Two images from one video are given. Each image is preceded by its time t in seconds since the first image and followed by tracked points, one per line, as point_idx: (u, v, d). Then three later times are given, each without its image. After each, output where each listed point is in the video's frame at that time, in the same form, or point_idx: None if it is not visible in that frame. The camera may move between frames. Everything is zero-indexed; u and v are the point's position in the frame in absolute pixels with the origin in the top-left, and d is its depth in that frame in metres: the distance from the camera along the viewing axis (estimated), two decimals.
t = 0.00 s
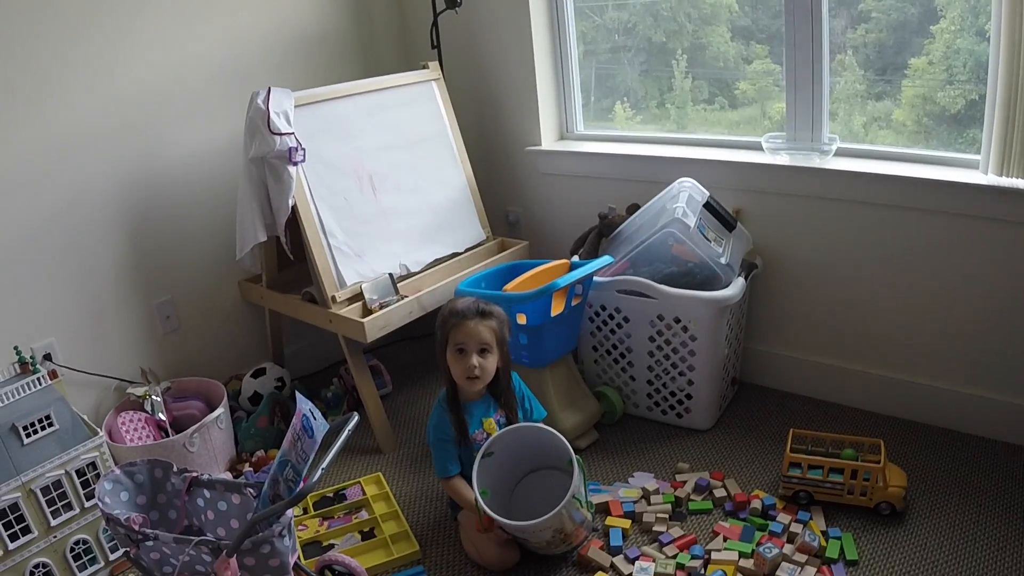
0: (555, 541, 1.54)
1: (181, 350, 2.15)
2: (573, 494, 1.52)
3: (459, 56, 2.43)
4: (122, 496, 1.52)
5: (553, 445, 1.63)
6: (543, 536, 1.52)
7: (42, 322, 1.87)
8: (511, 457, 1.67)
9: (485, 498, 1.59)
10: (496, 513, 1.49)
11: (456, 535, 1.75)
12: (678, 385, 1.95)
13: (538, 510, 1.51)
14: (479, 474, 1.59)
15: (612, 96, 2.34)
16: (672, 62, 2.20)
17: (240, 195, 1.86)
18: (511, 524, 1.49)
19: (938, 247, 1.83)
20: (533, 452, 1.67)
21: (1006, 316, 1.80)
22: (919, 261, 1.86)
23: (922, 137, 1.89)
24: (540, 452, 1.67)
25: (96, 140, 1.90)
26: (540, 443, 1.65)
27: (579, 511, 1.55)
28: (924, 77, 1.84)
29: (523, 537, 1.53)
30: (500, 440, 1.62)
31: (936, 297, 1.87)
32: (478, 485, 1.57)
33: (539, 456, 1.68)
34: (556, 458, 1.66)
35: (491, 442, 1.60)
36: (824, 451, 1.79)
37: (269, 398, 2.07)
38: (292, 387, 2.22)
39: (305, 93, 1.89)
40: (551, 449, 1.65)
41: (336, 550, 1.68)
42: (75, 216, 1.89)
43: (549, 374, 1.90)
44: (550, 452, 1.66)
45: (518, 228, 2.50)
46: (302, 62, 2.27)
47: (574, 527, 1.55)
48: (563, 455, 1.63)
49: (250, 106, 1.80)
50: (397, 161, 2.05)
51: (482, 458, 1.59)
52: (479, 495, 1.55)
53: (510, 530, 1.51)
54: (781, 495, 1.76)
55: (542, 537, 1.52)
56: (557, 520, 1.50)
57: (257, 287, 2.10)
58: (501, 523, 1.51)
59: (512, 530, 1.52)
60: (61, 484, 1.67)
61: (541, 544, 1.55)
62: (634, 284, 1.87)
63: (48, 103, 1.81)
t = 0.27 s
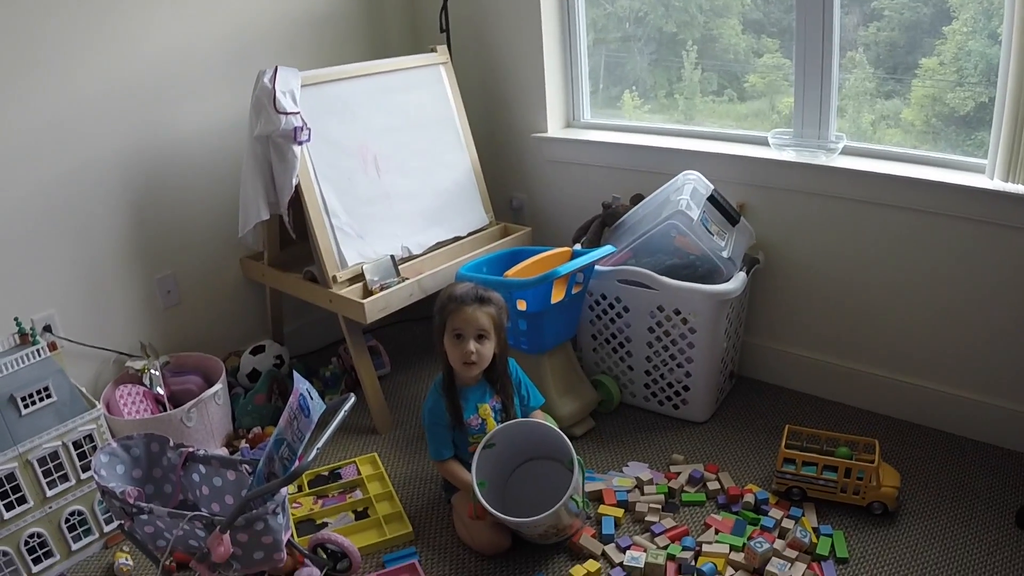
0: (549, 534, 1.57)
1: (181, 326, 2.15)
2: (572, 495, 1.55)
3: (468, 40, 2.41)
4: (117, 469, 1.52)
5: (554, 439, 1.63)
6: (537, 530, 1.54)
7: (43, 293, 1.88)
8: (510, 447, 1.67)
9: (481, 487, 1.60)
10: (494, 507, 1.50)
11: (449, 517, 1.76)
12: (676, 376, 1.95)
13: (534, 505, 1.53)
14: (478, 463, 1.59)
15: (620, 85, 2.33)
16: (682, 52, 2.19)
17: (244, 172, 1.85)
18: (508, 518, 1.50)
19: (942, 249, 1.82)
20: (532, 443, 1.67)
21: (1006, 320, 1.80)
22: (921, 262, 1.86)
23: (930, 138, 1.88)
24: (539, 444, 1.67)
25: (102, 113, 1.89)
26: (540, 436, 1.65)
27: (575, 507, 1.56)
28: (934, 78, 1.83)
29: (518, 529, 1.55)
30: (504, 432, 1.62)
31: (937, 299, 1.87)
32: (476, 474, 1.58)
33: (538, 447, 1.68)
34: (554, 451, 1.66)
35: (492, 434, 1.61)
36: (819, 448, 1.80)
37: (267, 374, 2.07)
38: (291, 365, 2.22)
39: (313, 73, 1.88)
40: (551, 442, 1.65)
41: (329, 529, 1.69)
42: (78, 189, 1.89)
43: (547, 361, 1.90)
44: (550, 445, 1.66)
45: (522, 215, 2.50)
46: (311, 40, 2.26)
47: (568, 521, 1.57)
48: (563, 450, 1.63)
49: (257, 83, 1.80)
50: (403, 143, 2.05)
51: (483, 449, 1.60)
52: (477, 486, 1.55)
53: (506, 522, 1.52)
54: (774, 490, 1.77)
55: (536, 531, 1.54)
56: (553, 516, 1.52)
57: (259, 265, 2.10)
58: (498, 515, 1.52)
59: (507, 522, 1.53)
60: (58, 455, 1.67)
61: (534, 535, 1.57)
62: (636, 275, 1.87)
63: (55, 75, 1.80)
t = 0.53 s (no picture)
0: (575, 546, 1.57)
1: (205, 328, 2.16)
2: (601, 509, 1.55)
3: (493, 43, 2.41)
4: (141, 473, 1.52)
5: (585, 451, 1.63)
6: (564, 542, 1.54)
7: (68, 295, 1.88)
8: (539, 456, 1.66)
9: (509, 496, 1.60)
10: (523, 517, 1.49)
11: (473, 526, 1.75)
12: (703, 385, 1.93)
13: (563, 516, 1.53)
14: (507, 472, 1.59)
15: (645, 88, 2.32)
16: (707, 56, 2.17)
17: (271, 175, 1.85)
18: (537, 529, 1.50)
19: (973, 259, 1.80)
20: (561, 453, 1.67)
21: None
22: (952, 272, 1.83)
23: (956, 143, 1.86)
24: (569, 454, 1.67)
25: (128, 116, 1.90)
26: (571, 447, 1.65)
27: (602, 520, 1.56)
28: (959, 83, 1.81)
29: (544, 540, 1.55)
30: (534, 444, 1.63)
31: (968, 310, 1.84)
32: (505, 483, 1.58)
33: (566, 459, 1.68)
34: (583, 462, 1.66)
35: (522, 446, 1.62)
36: (846, 461, 1.78)
37: (291, 378, 2.07)
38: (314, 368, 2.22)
39: (339, 76, 1.88)
40: (581, 454, 1.65)
41: (353, 536, 1.68)
42: (104, 191, 1.89)
43: (573, 368, 1.89)
44: (580, 456, 1.65)
45: (547, 219, 2.48)
46: (336, 43, 2.25)
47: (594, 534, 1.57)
48: (593, 462, 1.63)
49: (284, 87, 1.79)
50: (429, 147, 2.04)
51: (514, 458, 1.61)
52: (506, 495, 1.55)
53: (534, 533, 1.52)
54: (801, 502, 1.75)
55: (563, 542, 1.54)
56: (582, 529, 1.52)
57: (284, 268, 2.10)
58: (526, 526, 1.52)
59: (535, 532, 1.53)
60: (81, 457, 1.68)
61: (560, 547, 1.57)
62: (662, 282, 1.85)
63: (82, 78, 1.81)
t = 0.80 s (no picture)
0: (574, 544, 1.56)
1: (201, 330, 2.15)
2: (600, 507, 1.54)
3: (489, 41, 2.40)
4: (136, 476, 1.51)
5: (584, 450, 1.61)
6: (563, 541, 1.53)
7: (63, 298, 1.87)
8: (537, 455, 1.65)
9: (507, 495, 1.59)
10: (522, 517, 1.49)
11: (471, 524, 1.74)
12: (701, 381, 1.93)
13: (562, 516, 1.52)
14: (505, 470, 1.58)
15: (641, 85, 2.31)
16: (703, 52, 2.16)
17: (265, 175, 1.84)
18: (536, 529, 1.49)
19: (972, 252, 1.79)
20: (560, 452, 1.66)
21: None
22: (951, 265, 1.83)
23: (954, 137, 1.85)
24: (568, 453, 1.66)
25: (121, 117, 1.89)
26: (570, 446, 1.64)
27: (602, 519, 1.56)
28: (956, 76, 1.80)
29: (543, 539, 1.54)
30: (532, 442, 1.62)
31: (967, 303, 1.84)
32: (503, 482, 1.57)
33: (564, 456, 1.67)
34: (582, 461, 1.65)
35: (521, 443, 1.60)
36: (846, 455, 1.77)
37: (286, 380, 2.07)
38: (311, 369, 2.21)
39: (333, 75, 1.87)
40: (580, 452, 1.64)
41: (350, 536, 1.68)
42: (97, 193, 1.88)
43: (570, 365, 1.88)
44: (580, 455, 1.64)
45: (544, 217, 2.48)
46: (330, 42, 2.25)
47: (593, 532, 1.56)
48: (593, 462, 1.61)
49: (277, 86, 1.78)
50: (424, 145, 2.03)
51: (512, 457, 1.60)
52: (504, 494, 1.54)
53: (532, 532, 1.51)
54: (800, 497, 1.74)
55: (562, 541, 1.53)
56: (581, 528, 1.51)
57: (280, 268, 2.09)
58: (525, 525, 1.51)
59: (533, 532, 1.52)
60: (77, 461, 1.67)
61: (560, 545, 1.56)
62: (660, 278, 1.84)
63: (74, 79, 1.80)
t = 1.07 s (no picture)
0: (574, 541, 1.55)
1: (192, 339, 2.14)
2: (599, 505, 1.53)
3: (472, 41, 2.39)
4: (131, 487, 1.51)
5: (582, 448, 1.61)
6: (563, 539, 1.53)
7: (52, 311, 1.86)
8: (535, 453, 1.65)
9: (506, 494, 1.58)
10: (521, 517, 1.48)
11: (469, 525, 1.73)
12: (695, 373, 1.92)
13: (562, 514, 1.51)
14: (503, 469, 1.58)
15: (625, 80, 2.31)
16: (686, 46, 2.16)
17: (251, 181, 1.83)
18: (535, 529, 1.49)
19: (960, 235, 1.79)
20: (558, 449, 1.65)
21: None
22: (940, 249, 1.83)
23: (938, 122, 1.86)
24: (566, 450, 1.65)
25: (105, 127, 1.88)
26: (568, 443, 1.63)
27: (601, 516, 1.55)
28: (939, 62, 1.81)
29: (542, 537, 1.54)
30: (529, 440, 1.61)
31: (957, 286, 1.84)
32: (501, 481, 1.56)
33: (562, 454, 1.66)
34: (580, 458, 1.64)
35: (518, 442, 1.59)
36: (842, 441, 1.77)
37: (280, 386, 2.06)
38: (304, 374, 2.20)
39: (316, 79, 1.86)
40: (578, 450, 1.63)
41: (349, 540, 1.67)
42: (83, 204, 1.87)
43: (563, 362, 1.88)
44: (578, 452, 1.64)
45: (532, 215, 2.47)
46: (312, 47, 2.24)
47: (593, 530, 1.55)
48: (591, 459, 1.61)
49: (261, 91, 1.78)
50: (409, 146, 2.02)
51: (510, 455, 1.59)
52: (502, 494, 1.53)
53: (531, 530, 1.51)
54: (798, 486, 1.74)
55: (561, 539, 1.53)
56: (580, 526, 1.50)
57: (269, 275, 2.08)
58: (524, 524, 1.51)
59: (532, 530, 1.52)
60: (71, 475, 1.65)
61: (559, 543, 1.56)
62: (650, 272, 1.84)
63: (56, 91, 1.79)
